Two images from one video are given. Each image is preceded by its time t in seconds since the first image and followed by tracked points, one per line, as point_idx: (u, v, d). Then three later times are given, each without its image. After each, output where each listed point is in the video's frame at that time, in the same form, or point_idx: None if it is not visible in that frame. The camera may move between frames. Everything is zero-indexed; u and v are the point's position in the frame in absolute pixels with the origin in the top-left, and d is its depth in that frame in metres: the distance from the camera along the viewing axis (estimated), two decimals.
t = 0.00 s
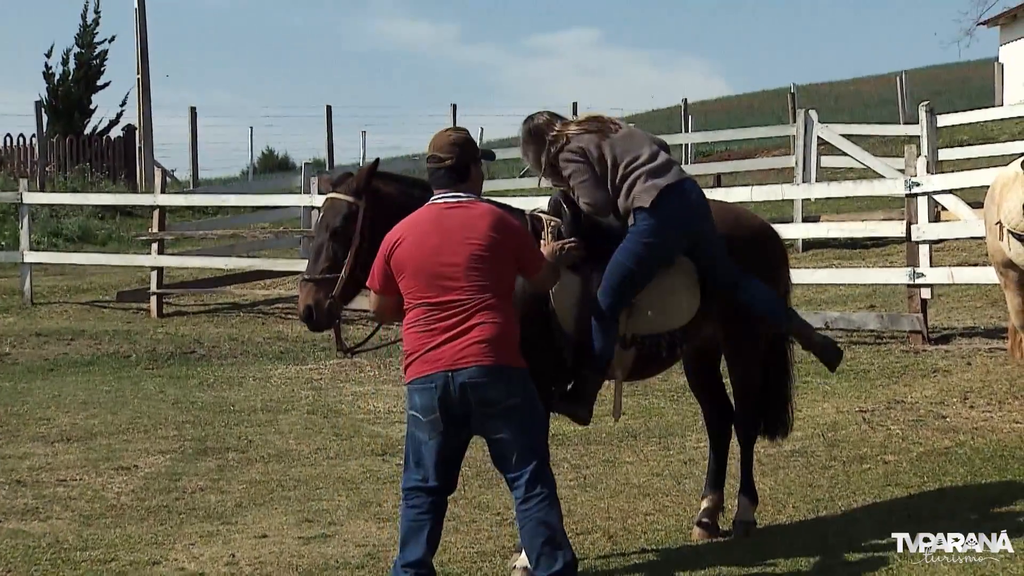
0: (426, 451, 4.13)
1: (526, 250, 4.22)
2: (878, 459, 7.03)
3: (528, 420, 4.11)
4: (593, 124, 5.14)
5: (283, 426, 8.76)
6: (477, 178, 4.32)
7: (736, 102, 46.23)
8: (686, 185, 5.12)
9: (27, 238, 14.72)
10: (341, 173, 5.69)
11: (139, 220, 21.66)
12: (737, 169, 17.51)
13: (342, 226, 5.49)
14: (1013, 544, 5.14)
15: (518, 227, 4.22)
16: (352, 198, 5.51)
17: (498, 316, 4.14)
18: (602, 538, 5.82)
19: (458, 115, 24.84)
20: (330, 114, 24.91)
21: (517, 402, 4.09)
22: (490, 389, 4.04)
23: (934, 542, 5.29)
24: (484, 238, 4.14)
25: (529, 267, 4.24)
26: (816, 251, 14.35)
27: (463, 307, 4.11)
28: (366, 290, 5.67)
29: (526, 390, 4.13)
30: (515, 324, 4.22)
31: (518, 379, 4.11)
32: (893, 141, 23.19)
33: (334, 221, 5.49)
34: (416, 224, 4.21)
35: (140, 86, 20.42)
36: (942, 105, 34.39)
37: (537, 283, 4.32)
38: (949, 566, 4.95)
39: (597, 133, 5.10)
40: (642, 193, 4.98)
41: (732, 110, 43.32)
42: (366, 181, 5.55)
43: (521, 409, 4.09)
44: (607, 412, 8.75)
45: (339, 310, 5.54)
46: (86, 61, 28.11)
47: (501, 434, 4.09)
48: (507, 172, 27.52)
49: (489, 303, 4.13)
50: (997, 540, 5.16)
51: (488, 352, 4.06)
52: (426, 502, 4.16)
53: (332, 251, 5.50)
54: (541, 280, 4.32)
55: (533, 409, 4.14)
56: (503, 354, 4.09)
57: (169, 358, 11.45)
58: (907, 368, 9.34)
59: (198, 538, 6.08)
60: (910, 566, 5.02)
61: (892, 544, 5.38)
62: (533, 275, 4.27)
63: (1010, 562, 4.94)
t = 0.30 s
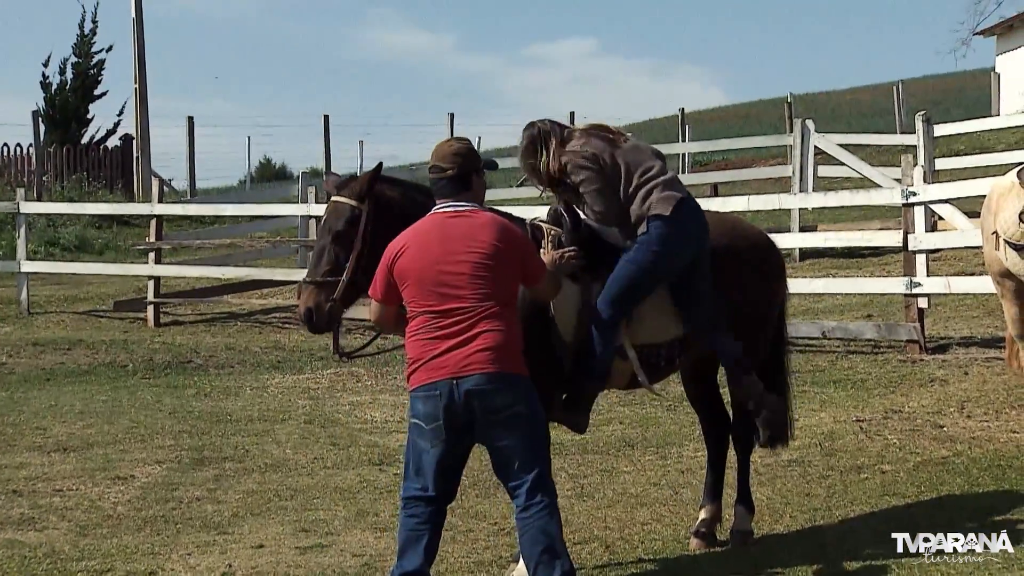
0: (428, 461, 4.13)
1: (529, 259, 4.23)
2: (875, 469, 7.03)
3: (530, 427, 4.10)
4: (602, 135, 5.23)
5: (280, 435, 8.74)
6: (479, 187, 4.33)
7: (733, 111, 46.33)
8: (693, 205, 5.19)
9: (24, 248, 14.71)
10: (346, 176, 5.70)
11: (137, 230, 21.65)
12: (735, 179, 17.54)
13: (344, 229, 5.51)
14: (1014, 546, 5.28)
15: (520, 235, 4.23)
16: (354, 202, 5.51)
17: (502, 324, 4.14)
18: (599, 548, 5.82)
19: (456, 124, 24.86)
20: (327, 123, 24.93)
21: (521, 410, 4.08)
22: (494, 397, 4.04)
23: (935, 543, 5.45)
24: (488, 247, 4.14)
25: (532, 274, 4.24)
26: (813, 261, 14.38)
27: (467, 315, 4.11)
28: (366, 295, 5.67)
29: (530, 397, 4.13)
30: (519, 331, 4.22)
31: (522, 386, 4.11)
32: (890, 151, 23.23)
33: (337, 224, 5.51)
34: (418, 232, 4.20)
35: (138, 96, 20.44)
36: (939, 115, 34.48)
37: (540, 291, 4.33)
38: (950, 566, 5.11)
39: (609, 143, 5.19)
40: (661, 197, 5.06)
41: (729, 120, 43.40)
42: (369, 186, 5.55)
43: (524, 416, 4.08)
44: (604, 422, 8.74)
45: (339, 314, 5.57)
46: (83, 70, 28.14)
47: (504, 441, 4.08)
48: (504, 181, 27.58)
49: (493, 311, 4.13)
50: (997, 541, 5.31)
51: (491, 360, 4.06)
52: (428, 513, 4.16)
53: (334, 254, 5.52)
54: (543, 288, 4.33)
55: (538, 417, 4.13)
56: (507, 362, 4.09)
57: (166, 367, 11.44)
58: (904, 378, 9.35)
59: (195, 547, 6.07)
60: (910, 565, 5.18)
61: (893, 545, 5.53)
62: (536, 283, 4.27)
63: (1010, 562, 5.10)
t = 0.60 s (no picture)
0: (431, 467, 4.11)
1: (534, 264, 4.24)
2: (872, 475, 7.03)
3: (535, 433, 4.10)
4: (628, 161, 5.13)
5: (277, 442, 8.73)
6: (485, 192, 4.32)
7: (730, 118, 46.39)
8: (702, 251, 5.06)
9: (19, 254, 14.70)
10: (349, 177, 5.74)
11: (133, 236, 21.64)
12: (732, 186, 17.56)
13: (344, 229, 5.52)
14: (1012, 544, 5.41)
15: (525, 240, 4.24)
16: (355, 201, 5.51)
17: (508, 329, 4.14)
18: (596, 555, 5.81)
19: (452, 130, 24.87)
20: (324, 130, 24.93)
21: (526, 416, 4.08)
22: (501, 402, 4.05)
23: (933, 542, 5.54)
24: (494, 252, 4.15)
25: (537, 279, 4.26)
26: (810, 267, 14.40)
27: (474, 320, 4.11)
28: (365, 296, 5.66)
29: (535, 402, 4.13)
30: (524, 338, 4.23)
31: (528, 392, 4.12)
32: (887, 157, 23.25)
33: (337, 223, 5.53)
34: (424, 237, 4.20)
35: (134, 102, 20.45)
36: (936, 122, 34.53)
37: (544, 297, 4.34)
38: (952, 567, 5.24)
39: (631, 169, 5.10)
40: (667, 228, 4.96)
41: (726, 126, 43.45)
42: (370, 186, 5.56)
43: (529, 422, 4.08)
44: (601, 428, 8.74)
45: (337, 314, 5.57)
46: (80, 77, 28.12)
47: (508, 447, 4.08)
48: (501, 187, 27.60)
49: (499, 317, 4.14)
50: (996, 540, 5.43)
51: (499, 366, 4.07)
52: (428, 518, 4.16)
53: (333, 253, 5.53)
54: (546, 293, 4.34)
55: (542, 423, 4.13)
56: (513, 367, 4.10)
57: (162, 374, 11.43)
58: (900, 384, 9.36)
59: (191, 554, 6.06)
60: (910, 568, 5.30)
61: (893, 546, 5.64)
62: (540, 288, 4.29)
63: (1011, 563, 5.21)
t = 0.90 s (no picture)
0: (425, 469, 4.11)
1: (526, 265, 4.24)
2: (870, 477, 7.03)
3: (528, 434, 4.09)
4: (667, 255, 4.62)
5: (274, 444, 8.73)
6: (477, 195, 4.32)
7: (728, 120, 46.43)
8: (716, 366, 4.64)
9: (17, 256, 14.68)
10: (343, 180, 5.72)
11: (131, 238, 21.63)
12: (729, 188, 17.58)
13: (344, 230, 5.49)
14: (1012, 544, 5.45)
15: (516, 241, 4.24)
16: (355, 203, 5.53)
17: (501, 331, 4.15)
18: (593, 557, 5.80)
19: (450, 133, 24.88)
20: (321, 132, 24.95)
21: (519, 417, 4.08)
22: (494, 405, 4.05)
23: (934, 542, 5.59)
24: (487, 255, 4.14)
25: (529, 280, 4.26)
26: (807, 269, 14.41)
27: (467, 323, 4.11)
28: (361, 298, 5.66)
29: (527, 404, 4.13)
30: (517, 338, 4.23)
31: (521, 393, 4.12)
32: (884, 160, 23.27)
33: (336, 224, 5.49)
34: (415, 238, 4.19)
35: (132, 104, 20.46)
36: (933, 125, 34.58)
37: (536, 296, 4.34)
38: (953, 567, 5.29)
39: (658, 260, 4.61)
40: (666, 334, 4.55)
41: (723, 128, 43.49)
42: (369, 188, 5.58)
43: (523, 423, 4.08)
44: (599, 430, 8.74)
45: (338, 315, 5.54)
46: (77, 78, 28.10)
47: (502, 448, 4.08)
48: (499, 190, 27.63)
49: (492, 318, 4.14)
50: (996, 540, 5.47)
51: (492, 369, 4.07)
52: (424, 519, 4.16)
53: (333, 254, 5.49)
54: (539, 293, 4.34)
55: (535, 424, 4.13)
56: (506, 370, 4.09)
57: (159, 376, 11.42)
58: (898, 386, 9.37)
59: (188, 557, 6.05)
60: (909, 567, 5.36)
61: (893, 545, 5.68)
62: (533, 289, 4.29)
63: (1012, 562, 5.26)
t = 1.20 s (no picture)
0: (413, 470, 4.12)
1: (511, 266, 4.23)
2: (867, 477, 7.04)
3: (513, 435, 4.08)
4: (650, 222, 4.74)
5: (272, 444, 8.73)
6: (463, 196, 4.32)
7: (726, 119, 46.43)
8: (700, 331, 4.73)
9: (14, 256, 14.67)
10: (339, 180, 5.72)
11: (128, 238, 21.62)
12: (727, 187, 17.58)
13: (346, 229, 5.49)
14: (1012, 544, 5.46)
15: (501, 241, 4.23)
16: (355, 203, 5.53)
17: (485, 332, 4.14)
18: (591, 557, 5.80)
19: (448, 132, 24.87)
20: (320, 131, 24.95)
21: (504, 419, 4.07)
22: (478, 405, 4.04)
23: (934, 542, 5.58)
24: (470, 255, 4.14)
25: (514, 281, 4.25)
26: (805, 269, 14.41)
27: (450, 323, 4.11)
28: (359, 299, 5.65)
29: (512, 404, 4.12)
30: (503, 339, 4.22)
31: (505, 394, 4.11)
32: (882, 159, 23.27)
33: (338, 223, 5.48)
34: (400, 238, 4.19)
35: (130, 104, 20.44)
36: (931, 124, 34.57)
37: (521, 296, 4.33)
38: (952, 567, 5.29)
39: (645, 228, 4.72)
40: (644, 299, 4.65)
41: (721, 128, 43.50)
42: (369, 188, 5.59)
43: (508, 424, 4.07)
44: (597, 429, 8.74)
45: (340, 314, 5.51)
46: (75, 78, 28.07)
47: (488, 450, 4.07)
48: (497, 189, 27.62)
49: (475, 319, 4.13)
50: (996, 540, 5.47)
51: (475, 370, 4.06)
52: (414, 521, 4.15)
53: (336, 253, 5.47)
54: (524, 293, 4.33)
55: (521, 425, 4.12)
56: (490, 370, 4.09)
57: (156, 376, 11.41)
58: (896, 386, 9.38)
59: (186, 557, 6.05)
60: (908, 566, 5.37)
61: (892, 545, 5.67)
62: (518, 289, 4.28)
63: (1010, 563, 5.26)
